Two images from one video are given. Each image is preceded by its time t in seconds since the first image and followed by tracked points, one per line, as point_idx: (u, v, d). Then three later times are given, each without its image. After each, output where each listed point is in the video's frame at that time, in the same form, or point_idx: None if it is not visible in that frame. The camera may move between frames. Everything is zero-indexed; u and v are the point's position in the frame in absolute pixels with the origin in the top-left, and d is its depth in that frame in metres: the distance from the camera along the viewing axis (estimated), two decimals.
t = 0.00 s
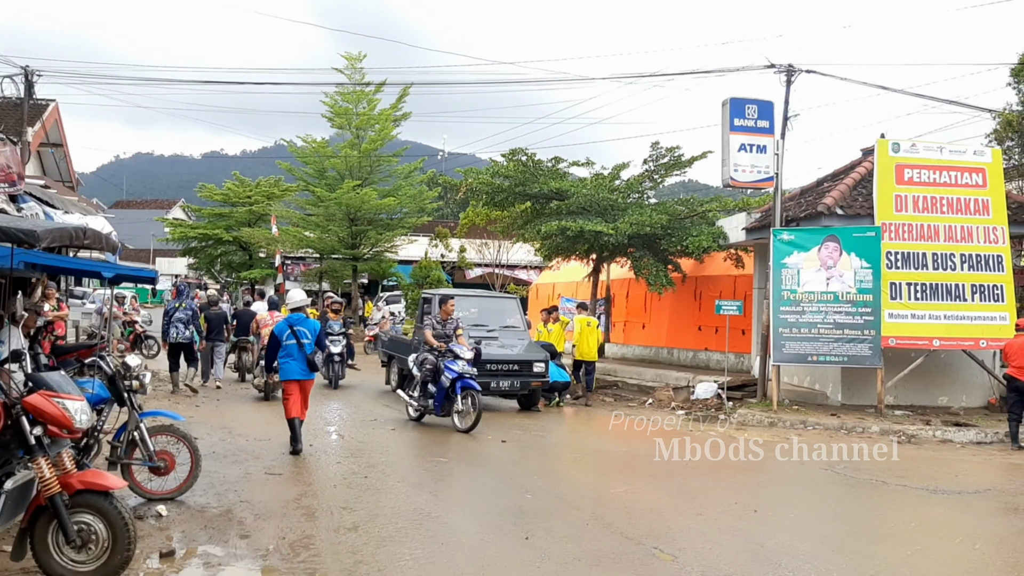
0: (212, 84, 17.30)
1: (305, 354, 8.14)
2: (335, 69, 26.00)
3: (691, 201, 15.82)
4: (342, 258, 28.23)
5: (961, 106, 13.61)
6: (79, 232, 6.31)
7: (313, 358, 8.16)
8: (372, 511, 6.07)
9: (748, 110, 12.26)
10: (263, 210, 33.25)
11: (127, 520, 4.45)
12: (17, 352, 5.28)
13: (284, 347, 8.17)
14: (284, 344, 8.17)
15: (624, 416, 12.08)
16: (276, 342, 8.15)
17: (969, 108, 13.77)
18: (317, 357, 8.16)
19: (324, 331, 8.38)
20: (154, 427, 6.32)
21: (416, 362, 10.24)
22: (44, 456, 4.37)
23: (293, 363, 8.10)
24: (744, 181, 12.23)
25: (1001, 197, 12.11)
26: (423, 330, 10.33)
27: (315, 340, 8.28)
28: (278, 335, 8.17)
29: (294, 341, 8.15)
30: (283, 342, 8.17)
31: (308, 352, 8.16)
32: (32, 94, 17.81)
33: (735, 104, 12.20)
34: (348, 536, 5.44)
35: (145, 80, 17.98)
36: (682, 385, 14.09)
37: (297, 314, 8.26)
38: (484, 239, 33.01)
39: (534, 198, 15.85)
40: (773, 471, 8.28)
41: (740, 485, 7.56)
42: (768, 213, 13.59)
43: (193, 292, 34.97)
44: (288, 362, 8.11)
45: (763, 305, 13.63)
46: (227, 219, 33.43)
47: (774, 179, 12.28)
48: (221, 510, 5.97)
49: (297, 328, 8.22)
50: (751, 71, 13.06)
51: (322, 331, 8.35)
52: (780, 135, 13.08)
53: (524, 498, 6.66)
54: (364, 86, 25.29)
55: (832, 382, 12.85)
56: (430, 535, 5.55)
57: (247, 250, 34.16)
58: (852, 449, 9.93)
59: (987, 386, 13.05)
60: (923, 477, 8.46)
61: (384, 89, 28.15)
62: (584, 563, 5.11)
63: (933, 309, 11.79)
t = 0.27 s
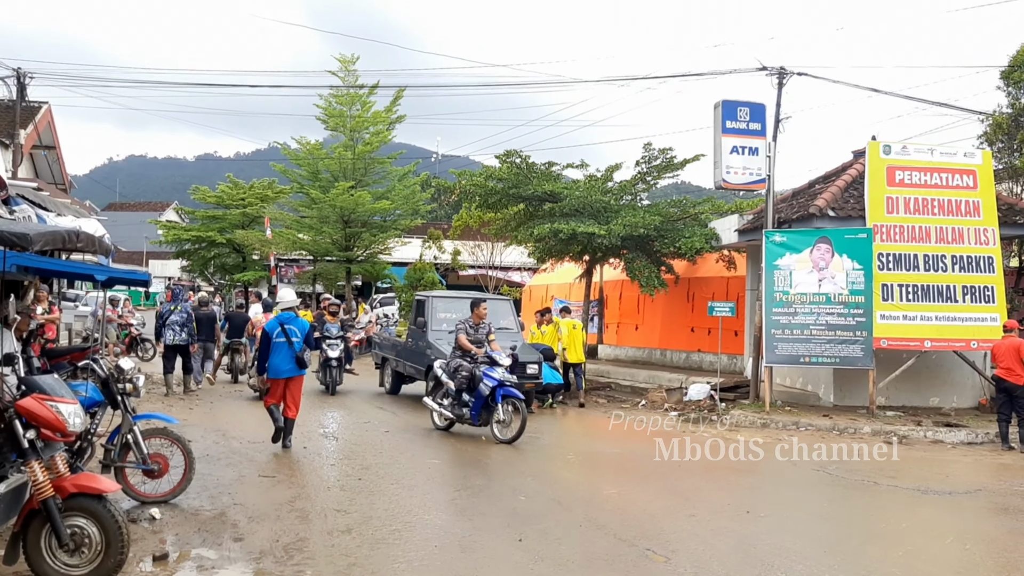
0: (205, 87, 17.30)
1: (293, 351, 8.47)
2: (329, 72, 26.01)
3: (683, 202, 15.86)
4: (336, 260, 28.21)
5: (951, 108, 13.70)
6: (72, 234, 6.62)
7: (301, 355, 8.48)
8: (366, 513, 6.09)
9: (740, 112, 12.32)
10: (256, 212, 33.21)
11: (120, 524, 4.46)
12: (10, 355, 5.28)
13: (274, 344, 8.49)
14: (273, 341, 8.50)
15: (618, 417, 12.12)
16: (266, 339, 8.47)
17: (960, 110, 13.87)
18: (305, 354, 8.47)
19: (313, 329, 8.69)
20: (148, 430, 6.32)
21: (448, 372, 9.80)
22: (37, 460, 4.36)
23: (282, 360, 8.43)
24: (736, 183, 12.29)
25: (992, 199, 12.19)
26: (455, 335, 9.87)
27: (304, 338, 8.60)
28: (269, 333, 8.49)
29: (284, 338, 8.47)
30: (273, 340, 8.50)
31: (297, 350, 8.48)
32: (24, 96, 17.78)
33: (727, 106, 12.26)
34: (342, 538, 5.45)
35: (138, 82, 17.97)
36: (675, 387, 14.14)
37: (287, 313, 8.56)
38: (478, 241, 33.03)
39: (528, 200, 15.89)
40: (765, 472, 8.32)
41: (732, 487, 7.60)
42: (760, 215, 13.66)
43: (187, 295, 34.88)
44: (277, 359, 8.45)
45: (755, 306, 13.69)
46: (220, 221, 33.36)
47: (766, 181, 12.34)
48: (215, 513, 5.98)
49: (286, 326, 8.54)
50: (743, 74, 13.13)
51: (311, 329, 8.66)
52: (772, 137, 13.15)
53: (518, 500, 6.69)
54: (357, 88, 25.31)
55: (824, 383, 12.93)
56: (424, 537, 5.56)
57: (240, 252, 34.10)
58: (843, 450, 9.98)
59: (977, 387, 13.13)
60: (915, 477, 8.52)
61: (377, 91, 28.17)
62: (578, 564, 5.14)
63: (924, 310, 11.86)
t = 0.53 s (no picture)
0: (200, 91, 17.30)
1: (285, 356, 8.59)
2: (325, 75, 26.01)
3: (680, 204, 15.86)
4: (333, 263, 28.18)
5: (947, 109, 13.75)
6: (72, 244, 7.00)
7: (293, 359, 8.61)
8: (364, 516, 6.09)
9: (736, 114, 12.34)
10: (253, 216, 33.19)
11: (118, 529, 4.45)
12: (6, 360, 5.28)
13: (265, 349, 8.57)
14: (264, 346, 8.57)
15: (616, 419, 12.13)
16: (258, 344, 8.52)
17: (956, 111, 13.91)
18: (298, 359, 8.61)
19: (304, 333, 8.78)
20: (145, 434, 6.32)
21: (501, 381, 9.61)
22: (35, 465, 4.36)
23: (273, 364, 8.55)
24: (732, 185, 12.32)
25: (988, 199, 12.22)
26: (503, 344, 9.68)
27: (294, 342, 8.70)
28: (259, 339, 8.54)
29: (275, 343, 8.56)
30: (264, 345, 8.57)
31: (288, 354, 8.60)
32: (20, 101, 17.76)
33: (723, 108, 12.28)
34: (341, 541, 5.45)
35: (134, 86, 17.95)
36: (672, 388, 14.16)
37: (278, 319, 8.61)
38: (475, 243, 33.04)
39: (525, 202, 15.90)
40: (763, 473, 8.33)
41: (730, 488, 7.60)
42: (757, 216, 13.69)
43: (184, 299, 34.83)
44: (269, 363, 8.55)
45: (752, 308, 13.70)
46: (217, 225, 33.33)
47: (763, 182, 12.37)
48: (213, 517, 5.98)
49: (277, 332, 8.60)
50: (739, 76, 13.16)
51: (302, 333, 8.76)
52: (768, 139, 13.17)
53: (516, 502, 6.69)
54: (354, 92, 25.32)
55: (822, 384, 12.96)
56: (423, 540, 5.56)
57: (237, 256, 34.07)
58: (841, 450, 9.99)
59: (974, 388, 13.13)
60: (912, 478, 8.54)
61: (374, 94, 28.18)
62: (576, 566, 5.15)
63: (921, 311, 11.88)
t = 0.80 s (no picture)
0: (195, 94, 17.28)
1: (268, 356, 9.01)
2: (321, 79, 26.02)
3: (674, 206, 15.83)
4: (328, 266, 28.15)
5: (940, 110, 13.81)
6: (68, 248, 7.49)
7: (276, 359, 9.04)
8: (359, 519, 6.09)
9: (730, 116, 12.38)
10: (248, 219, 33.15)
11: (113, 534, 4.46)
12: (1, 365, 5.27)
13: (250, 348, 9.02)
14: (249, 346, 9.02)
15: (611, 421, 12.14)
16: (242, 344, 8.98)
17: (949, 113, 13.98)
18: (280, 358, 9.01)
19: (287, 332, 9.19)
20: (140, 439, 6.31)
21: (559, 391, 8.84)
22: (29, 470, 4.35)
23: (258, 364, 8.98)
24: (726, 187, 12.36)
25: (980, 200, 12.28)
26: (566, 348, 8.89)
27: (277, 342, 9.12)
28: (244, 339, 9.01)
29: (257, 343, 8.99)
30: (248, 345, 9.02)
31: (271, 354, 9.03)
32: (15, 105, 17.72)
33: (716, 110, 12.33)
34: (336, 545, 5.46)
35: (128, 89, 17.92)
36: (667, 390, 14.18)
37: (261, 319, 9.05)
38: (470, 246, 33.05)
39: (519, 205, 15.92)
40: (757, 475, 8.35)
41: (725, 489, 7.62)
42: (751, 218, 13.73)
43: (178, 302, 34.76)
44: (254, 362, 8.98)
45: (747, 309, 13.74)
46: (212, 228, 33.28)
47: (757, 184, 12.40)
48: (207, 521, 5.97)
49: (260, 332, 9.03)
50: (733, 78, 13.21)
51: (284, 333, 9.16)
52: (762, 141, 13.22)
53: (511, 505, 6.70)
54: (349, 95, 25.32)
55: (817, 385, 13.02)
56: (419, 543, 5.56)
57: (232, 259, 34.02)
58: (836, 451, 10.02)
59: (968, 388, 13.19)
60: (906, 478, 8.57)
61: (369, 97, 28.20)
62: (572, 568, 5.16)
63: (915, 311, 11.93)
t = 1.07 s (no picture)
0: (186, 96, 17.20)
1: (250, 359, 9.00)
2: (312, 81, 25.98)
3: (666, 208, 15.65)
4: (320, 268, 28.08)
5: (930, 113, 13.89)
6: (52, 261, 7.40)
7: (258, 362, 9.02)
8: (351, 522, 6.07)
9: (721, 118, 12.42)
10: (239, 222, 33.05)
11: (104, 537, 4.43)
12: None
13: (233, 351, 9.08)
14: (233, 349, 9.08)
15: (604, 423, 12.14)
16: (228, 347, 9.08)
17: (940, 115, 14.06)
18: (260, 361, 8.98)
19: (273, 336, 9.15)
20: (130, 442, 6.27)
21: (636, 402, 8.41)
22: (19, 474, 4.32)
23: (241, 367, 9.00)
24: (718, 189, 12.40)
25: (971, 202, 12.36)
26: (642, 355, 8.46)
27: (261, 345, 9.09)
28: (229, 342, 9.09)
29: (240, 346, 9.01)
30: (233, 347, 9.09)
31: (255, 356, 9.01)
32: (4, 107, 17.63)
33: (708, 112, 12.36)
34: (329, 548, 5.44)
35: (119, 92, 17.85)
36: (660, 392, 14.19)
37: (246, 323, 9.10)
38: (462, 249, 33.04)
39: (511, 207, 15.92)
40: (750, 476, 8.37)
41: (718, 491, 7.63)
42: (742, 220, 13.77)
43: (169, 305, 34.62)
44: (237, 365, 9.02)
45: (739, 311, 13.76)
46: (203, 231, 33.17)
47: (748, 186, 12.44)
48: (199, 524, 5.95)
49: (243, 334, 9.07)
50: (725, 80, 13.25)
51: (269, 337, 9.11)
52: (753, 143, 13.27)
53: (503, 507, 6.69)
54: (341, 97, 25.29)
55: (808, 387, 13.05)
56: (411, 546, 5.55)
57: (223, 262, 33.91)
58: (827, 452, 10.05)
59: (959, 389, 13.26)
60: (898, 480, 8.60)
61: (361, 100, 28.19)
62: (565, 570, 5.16)
63: (906, 312, 11.98)
